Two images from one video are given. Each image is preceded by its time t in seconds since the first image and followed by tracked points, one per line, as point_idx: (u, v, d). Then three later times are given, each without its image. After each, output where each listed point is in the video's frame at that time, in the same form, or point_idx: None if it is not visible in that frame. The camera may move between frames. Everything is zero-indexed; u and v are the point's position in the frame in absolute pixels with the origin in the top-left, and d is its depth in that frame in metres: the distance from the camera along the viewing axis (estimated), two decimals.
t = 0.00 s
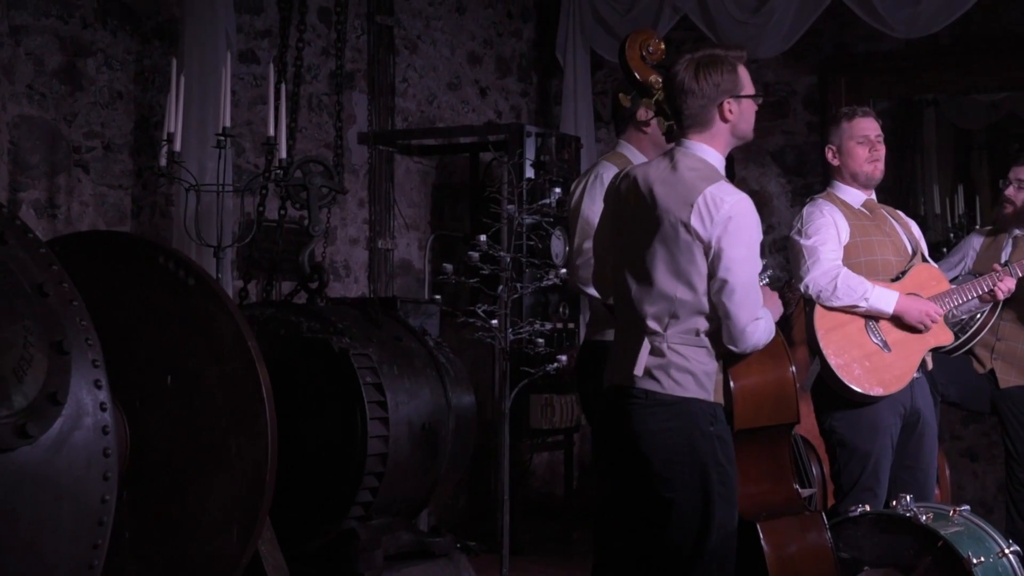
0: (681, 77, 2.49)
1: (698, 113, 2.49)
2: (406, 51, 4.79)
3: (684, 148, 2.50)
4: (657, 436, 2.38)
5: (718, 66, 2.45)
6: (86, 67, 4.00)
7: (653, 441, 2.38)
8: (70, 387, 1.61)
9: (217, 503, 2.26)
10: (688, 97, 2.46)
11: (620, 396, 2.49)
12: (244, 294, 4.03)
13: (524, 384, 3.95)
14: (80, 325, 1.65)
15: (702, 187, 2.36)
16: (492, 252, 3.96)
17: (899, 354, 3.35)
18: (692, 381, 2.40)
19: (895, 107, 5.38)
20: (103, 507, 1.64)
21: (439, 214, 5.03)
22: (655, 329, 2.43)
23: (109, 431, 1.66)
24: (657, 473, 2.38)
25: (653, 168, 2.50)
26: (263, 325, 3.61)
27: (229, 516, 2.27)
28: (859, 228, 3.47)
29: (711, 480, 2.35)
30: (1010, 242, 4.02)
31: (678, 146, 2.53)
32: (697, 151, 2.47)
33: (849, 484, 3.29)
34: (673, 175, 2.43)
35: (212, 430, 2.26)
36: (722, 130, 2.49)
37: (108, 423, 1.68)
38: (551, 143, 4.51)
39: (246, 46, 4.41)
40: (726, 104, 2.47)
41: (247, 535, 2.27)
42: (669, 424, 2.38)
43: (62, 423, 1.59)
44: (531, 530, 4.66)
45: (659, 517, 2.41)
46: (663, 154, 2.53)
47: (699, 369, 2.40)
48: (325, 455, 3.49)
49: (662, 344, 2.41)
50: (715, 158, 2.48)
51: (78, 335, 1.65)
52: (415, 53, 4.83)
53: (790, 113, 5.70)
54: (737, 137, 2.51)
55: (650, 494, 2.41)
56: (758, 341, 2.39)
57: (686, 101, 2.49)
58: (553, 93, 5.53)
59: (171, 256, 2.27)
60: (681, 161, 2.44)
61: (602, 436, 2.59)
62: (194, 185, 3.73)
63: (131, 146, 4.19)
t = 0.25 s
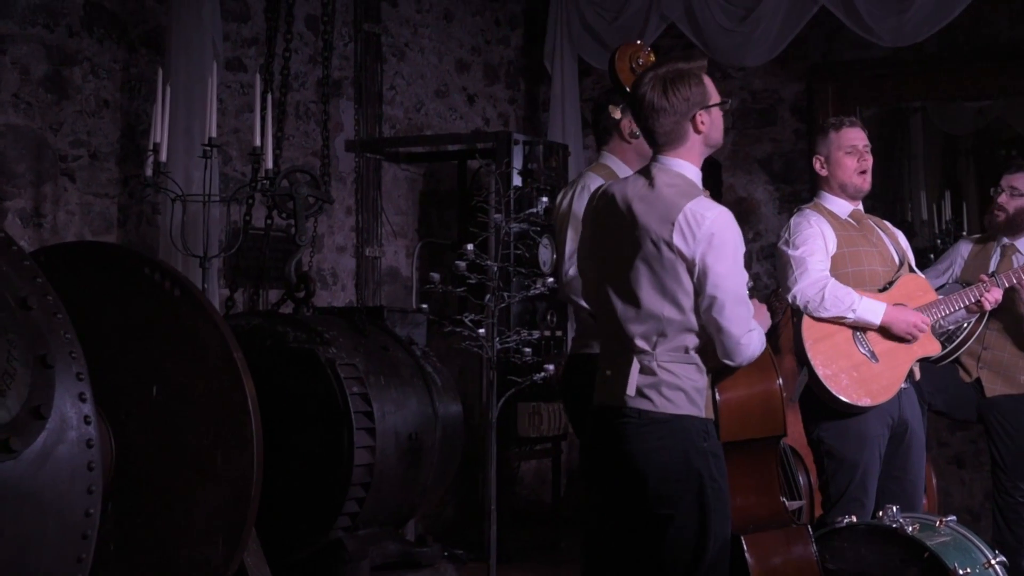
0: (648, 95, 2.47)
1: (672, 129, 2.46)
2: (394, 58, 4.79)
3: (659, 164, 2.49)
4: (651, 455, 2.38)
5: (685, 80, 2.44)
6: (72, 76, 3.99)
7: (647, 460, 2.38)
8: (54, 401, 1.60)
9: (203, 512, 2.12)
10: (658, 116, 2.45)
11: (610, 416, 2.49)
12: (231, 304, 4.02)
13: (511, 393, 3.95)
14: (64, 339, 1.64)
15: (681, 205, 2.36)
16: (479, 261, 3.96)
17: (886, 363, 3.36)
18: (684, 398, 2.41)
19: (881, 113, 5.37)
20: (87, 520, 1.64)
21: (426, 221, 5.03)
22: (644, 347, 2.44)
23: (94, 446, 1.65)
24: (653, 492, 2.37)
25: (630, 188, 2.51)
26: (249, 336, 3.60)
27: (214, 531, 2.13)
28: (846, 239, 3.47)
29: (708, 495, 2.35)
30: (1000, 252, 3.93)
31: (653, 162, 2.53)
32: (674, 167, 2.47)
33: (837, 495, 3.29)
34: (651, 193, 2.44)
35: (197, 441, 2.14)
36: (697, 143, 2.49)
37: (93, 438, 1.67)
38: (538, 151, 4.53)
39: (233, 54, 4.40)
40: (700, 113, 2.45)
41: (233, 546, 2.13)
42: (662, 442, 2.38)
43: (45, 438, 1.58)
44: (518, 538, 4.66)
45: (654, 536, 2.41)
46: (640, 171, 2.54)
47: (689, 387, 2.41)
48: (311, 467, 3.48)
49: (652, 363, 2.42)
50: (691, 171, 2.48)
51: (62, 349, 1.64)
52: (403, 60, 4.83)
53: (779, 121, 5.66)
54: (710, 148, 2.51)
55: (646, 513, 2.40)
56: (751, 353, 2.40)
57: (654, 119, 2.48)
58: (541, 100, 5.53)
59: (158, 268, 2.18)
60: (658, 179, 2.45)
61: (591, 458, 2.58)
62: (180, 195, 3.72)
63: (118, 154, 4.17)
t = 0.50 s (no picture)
0: (625, 103, 2.44)
1: (654, 134, 2.44)
2: (381, 65, 4.78)
3: (641, 170, 2.48)
4: (634, 464, 2.36)
5: (663, 86, 2.42)
6: (58, 83, 3.97)
7: (629, 469, 2.36)
8: (37, 412, 1.59)
9: (186, 522, 2.08)
10: (638, 124, 2.43)
11: (596, 424, 2.48)
12: (216, 312, 4.01)
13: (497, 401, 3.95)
14: (48, 349, 1.63)
15: (668, 211, 2.35)
16: (466, 269, 3.96)
17: (873, 373, 3.34)
18: (670, 406, 2.38)
19: (868, 119, 5.37)
20: (70, 532, 1.62)
21: (414, 227, 5.03)
22: (631, 354, 2.43)
23: (77, 457, 1.63)
24: (636, 501, 2.36)
25: (616, 195, 2.50)
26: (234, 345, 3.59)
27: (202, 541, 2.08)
28: (832, 248, 3.47)
29: (690, 505, 2.34)
30: (987, 260, 3.83)
31: (635, 170, 2.51)
32: (656, 173, 2.46)
33: (823, 503, 3.29)
34: (636, 200, 2.42)
35: (180, 448, 2.09)
36: (675, 148, 2.47)
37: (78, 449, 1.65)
38: (526, 158, 4.53)
39: (219, 61, 4.39)
40: (680, 118, 2.44)
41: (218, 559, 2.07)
42: (646, 450, 2.37)
43: (28, 449, 1.57)
44: (506, 545, 4.66)
45: (637, 545, 2.40)
46: (624, 179, 2.53)
47: (674, 394, 2.39)
48: (298, 479, 3.48)
49: (638, 369, 2.41)
50: (673, 177, 2.46)
51: (44, 359, 1.62)
52: (390, 67, 4.83)
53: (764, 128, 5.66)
54: (688, 153, 2.50)
55: (630, 523, 2.39)
56: (742, 357, 2.36)
57: (634, 129, 2.46)
58: (529, 106, 5.52)
59: (142, 277, 2.11)
60: (642, 186, 2.43)
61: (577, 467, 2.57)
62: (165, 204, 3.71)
63: (103, 162, 4.15)
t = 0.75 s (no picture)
0: (610, 115, 2.42)
1: (643, 148, 2.42)
2: (367, 71, 4.78)
3: (626, 183, 2.46)
4: (620, 476, 2.34)
5: (649, 100, 2.40)
6: (42, 90, 3.95)
7: (615, 482, 2.34)
8: (20, 422, 1.50)
9: (173, 533, 1.86)
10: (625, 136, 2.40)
11: (580, 436, 2.45)
12: (201, 320, 3.99)
13: (483, 409, 3.94)
14: (32, 356, 1.53)
15: (653, 225, 2.34)
16: (452, 276, 3.95)
17: (859, 382, 3.35)
18: (655, 418, 2.37)
19: (855, 124, 5.38)
20: (54, 544, 1.53)
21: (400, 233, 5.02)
22: (615, 367, 2.40)
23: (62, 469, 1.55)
24: (622, 513, 2.33)
25: (599, 209, 2.48)
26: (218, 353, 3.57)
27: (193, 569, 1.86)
28: (817, 257, 3.43)
29: (677, 517, 2.32)
30: (972, 267, 3.84)
31: (619, 183, 2.49)
32: (642, 186, 2.43)
33: (808, 512, 3.29)
34: (621, 214, 2.40)
35: (168, 458, 1.87)
36: (660, 162, 2.45)
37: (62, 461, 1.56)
38: (512, 164, 4.54)
39: (204, 67, 4.38)
40: (665, 130, 2.42)
41: None
42: (633, 462, 2.34)
43: (9, 463, 1.48)
44: (492, 552, 4.65)
45: (620, 556, 2.38)
46: (608, 192, 2.51)
47: (659, 407, 2.37)
48: (284, 488, 3.48)
49: (623, 383, 2.39)
50: (658, 190, 2.44)
51: (28, 367, 1.53)
52: (376, 72, 4.82)
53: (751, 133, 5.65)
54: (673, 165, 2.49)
55: (615, 535, 2.37)
56: (722, 372, 2.36)
57: (620, 144, 2.43)
58: (515, 111, 5.51)
59: (125, 285, 1.90)
60: (628, 199, 2.42)
61: (562, 478, 2.56)
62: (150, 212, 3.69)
63: (88, 168, 4.13)
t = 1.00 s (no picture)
0: (603, 119, 2.41)
1: (631, 155, 2.41)
2: (353, 77, 4.77)
3: (613, 194, 2.46)
4: (603, 488, 2.33)
5: (642, 109, 2.40)
6: (26, 97, 3.93)
7: (599, 494, 2.33)
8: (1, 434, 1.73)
9: (156, 541, 2.13)
10: (616, 142, 2.39)
11: (565, 449, 2.45)
12: (186, 329, 3.97)
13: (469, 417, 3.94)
14: (12, 375, 1.77)
15: (640, 235, 2.34)
16: (437, 284, 3.94)
17: (845, 390, 3.36)
18: (638, 430, 2.36)
19: (841, 131, 5.40)
20: (35, 555, 1.76)
21: (386, 239, 5.01)
22: (598, 378, 2.41)
23: (41, 479, 1.78)
24: (606, 526, 2.33)
25: (586, 218, 2.48)
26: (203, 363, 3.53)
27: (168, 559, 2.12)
28: (803, 265, 3.44)
29: (660, 529, 2.31)
30: (958, 275, 3.84)
31: (606, 193, 2.49)
32: (628, 197, 2.44)
33: (793, 520, 3.30)
34: (607, 224, 2.40)
35: (152, 460, 2.15)
36: (648, 171, 2.46)
37: (42, 472, 1.79)
38: (498, 170, 4.54)
39: (189, 73, 4.37)
40: (655, 144, 2.44)
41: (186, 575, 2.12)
42: (617, 474, 2.34)
43: None
44: (478, 558, 4.65)
45: (605, 568, 2.37)
46: (594, 202, 2.50)
47: (643, 418, 2.36)
48: (269, 494, 3.45)
49: (606, 394, 2.39)
50: (644, 202, 2.45)
51: (10, 386, 1.76)
52: (362, 78, 4.82)
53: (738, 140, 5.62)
54: (661, 177, 2.50)
55: (600, 547, 2.36)
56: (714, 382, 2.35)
57: (609, 149, 2.42)
58: (502, 117, 5.50)
59: (110, 296, 2.20)
60: (614, 210, 2.42)
61: (547, 491, 2.55)
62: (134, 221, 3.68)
63: (73, 176, 4.11)
